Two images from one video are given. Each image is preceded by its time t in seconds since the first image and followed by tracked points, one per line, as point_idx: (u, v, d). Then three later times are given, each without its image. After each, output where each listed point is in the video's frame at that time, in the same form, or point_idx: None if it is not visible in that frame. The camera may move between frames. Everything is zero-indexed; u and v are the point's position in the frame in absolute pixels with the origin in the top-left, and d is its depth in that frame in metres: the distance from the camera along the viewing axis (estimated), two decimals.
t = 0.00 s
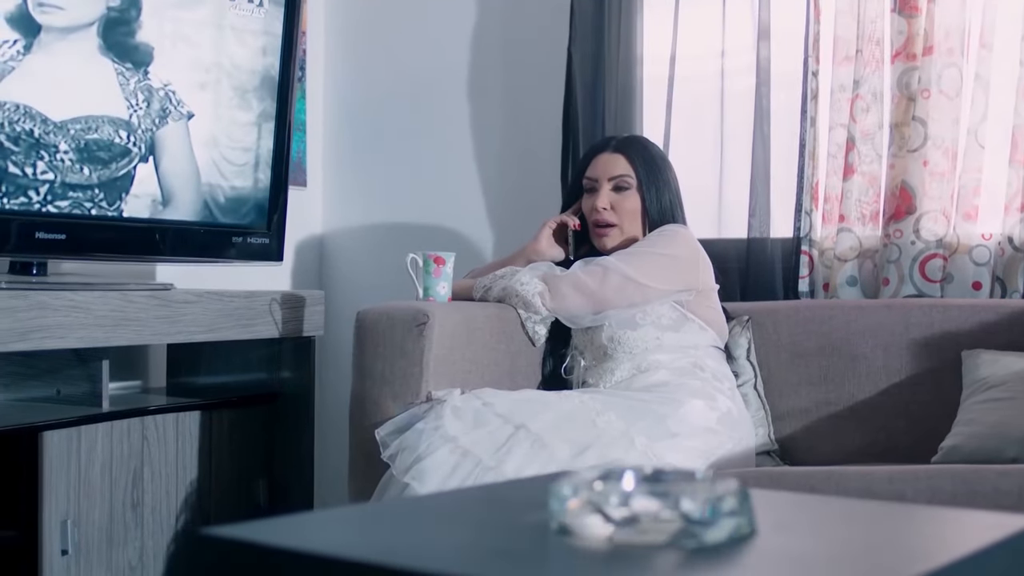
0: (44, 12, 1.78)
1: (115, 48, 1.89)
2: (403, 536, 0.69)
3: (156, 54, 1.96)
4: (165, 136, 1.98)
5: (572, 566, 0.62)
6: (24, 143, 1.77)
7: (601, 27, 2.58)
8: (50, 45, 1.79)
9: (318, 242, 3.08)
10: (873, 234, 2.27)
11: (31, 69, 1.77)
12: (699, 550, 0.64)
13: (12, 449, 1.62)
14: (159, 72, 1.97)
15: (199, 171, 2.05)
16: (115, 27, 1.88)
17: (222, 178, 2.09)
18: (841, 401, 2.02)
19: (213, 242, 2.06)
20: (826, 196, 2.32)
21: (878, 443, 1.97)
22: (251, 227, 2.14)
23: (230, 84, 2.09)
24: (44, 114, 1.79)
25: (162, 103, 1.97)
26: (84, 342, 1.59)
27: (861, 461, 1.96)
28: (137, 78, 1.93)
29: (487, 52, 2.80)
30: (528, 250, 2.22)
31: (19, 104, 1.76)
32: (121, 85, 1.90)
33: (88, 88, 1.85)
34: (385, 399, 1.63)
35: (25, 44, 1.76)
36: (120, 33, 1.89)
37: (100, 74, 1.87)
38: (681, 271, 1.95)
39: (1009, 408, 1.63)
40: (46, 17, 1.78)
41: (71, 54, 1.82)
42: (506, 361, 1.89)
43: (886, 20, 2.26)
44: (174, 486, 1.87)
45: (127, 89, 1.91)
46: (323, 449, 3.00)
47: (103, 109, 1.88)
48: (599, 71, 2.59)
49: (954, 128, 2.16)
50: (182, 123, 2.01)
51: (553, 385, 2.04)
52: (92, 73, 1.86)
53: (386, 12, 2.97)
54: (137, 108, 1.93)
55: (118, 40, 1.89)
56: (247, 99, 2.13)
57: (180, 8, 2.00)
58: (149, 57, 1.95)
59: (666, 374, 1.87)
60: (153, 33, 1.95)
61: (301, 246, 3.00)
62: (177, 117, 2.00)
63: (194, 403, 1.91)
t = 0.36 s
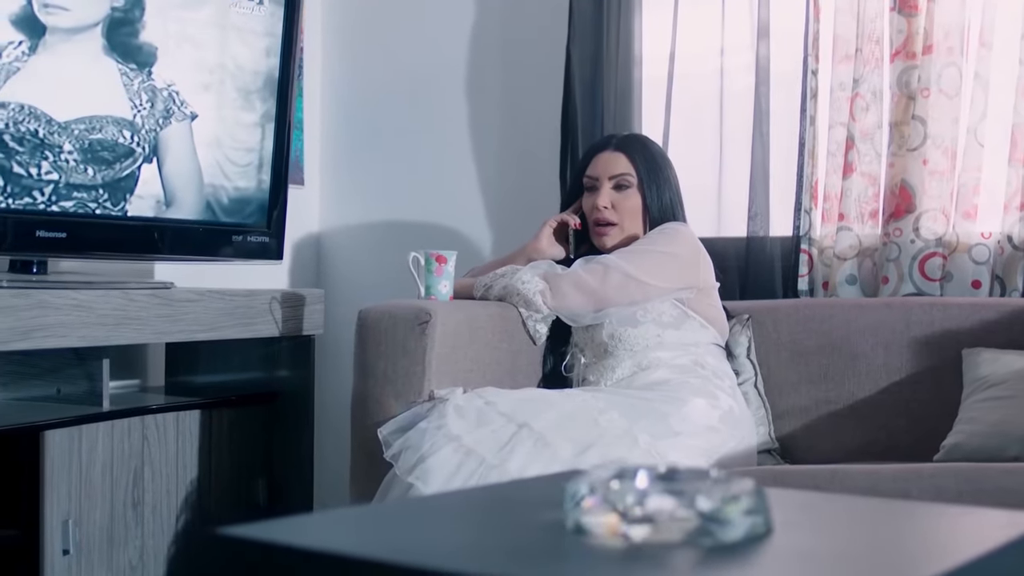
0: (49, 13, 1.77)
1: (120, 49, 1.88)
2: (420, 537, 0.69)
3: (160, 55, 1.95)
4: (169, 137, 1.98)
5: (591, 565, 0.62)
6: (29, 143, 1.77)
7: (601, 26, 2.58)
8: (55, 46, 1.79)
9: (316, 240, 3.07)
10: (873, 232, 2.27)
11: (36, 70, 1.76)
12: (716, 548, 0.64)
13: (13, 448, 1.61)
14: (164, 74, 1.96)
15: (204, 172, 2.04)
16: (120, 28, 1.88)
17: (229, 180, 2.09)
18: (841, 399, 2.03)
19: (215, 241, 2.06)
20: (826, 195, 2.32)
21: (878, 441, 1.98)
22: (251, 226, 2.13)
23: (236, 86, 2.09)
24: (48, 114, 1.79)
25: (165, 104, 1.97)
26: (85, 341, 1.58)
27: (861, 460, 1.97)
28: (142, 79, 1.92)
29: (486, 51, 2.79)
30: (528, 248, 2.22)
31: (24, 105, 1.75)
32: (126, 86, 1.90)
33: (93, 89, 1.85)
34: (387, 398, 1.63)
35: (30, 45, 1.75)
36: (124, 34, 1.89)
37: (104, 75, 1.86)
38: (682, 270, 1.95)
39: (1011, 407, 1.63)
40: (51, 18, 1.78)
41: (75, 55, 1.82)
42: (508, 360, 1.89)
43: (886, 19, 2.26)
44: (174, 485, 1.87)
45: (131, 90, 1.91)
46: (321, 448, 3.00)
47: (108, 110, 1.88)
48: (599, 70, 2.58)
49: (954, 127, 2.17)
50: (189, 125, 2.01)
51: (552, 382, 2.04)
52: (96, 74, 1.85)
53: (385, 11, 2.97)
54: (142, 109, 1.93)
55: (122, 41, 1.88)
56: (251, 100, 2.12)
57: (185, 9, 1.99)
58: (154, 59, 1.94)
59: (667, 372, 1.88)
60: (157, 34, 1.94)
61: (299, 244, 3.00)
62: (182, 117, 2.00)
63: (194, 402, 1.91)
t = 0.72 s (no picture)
0: (52, 13, 1.77)
1: (123, 49, 1.88)
2: (434, 537, 0.69)
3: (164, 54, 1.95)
4: (171, 137, 1.97)
5: (607, 565, 0.61)
6: (31, 142, 1.76)
7: (599, 25, 2.57)
8: (58, 46, 1.78)
9: (313, 239, 3.06)
10: (872, 231, 2.27)
11: (40, 70, 1.76)
12: (731, 547, 0.64)
13: (13, 448, 1.61)
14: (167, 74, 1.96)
15: (206, 171, 2.04)
16: (123, 27, 1.87)
17: (230, 180, 2.08)
18: (841, 398, 2.03)
19: (217, 240, 2.06)
20: (825, 194, 2.33)
21: (878, 440, 1.98)
22: (252, 225, 2.13)
23: (241, 85, 2.09)
24: (52, 113, 1.78)
25: (168, 104, 1.96)
26: (87, 340, 1.58)
27: (862, 458, 1.97)
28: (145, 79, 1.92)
29: (484, 50, 2.79)
30: (529, 246, 2.22)
31: (26, 104, 1.75)
32: (129, 86, 1.89)
33: (96, 89, 1.84)
34: (388, 396, 1.63)
35: (33, 45, 1.75)
36: (127, 34, 1.88)
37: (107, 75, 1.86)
38: (682, 270, 1.96)
39: (1013, 406, 1.64)
40: (55, 18, 1.77)
41: (79, 54, 1.81)
42: (509, 360, 1.89)
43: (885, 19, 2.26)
44: (174, 484, 1.86)
45: (134, 90, 1.90)
46: (319, 446, 3.00)
47: (111, 109, 1.87)
48: (598, 69, 2.58)
49: (953, 126, 2.17)
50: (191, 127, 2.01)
51: (553, 382, 2.03)
52: (99, 74, 1.84)
53: (383, 10, 2.96)
54: (145, 108, 1.92)
55: (125, 40, 1.88)
56: (253, 100, 2.12)
57: (187, 9, 1.99)
58: (157, 59, 1.94)
59: (667, 371, 1.88)
60: (161, 34, 1.94)
61: (296, 243, 2.99)
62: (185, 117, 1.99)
63: (194, 401, 1.90)
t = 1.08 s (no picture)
0: (57, 12, 1.76)
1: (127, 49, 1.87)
2: (446, 540, 0.69)
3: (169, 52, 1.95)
4: (174, 137, 1.97)
5: (622, 564, 0.61)
6: (37, 142, 1.75)
7: (599, 24, 2.57)
8: (63, 45, 1.77)
9: (310, 238, 3.06)
10: (871, 231, 2.28)
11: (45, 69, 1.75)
12: (745, 546, 0.64)
13: (14, 448, 1.60)
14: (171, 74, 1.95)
15: (209, 171, 2.04)
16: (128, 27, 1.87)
17: (237, 179, 2.09)
18: (842, 397, 2.03)
19: (219, 239, 2.05)
20: (825, 193, 2.33)
21: (878, 439, 1.99)
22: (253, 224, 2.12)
23: (242, 79, 2.08)
24: (57, 113, 1.78)
25: (172, 104, 1.96)
26: (89, 340, 1.57)
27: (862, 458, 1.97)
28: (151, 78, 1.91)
29: (483, 49, 2.78)
30: (531, 240, 2.22)
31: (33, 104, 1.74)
32: (134, 86, 1.89)
33: (100, 88, 1.84)
34: (391, 396, 1.62)
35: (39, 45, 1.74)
36: (132, 33, 1.88)
37: (111, 75, 1.85)
38: (683, 270, 1.96)
39: (1014, 405, 1.64)
40: (59, 17, 1.76)
41: (83, 54, 1.81)
42: (510, 359, 1.88)
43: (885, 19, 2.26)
44: (175, 484, 1.86)
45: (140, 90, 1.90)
46: (318, 446, 2.99)
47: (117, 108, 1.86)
48: (598, 68, 2.58)
49: (953, 126, 2.17)
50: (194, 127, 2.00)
51: (553, 381, 2.03)
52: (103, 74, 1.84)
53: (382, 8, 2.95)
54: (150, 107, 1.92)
55: (129, 40, 1.87)
56: (255, 100, 2.11)
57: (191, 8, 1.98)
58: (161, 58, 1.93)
59: (668, 370, 1.88)
60: (165, 33, 1.94)
61: (294, 241, 2.98)
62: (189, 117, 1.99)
63: (194, 401, 1.90)
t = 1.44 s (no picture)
0: (59, 12, 1.76)
1: (127, 49, 1.87)
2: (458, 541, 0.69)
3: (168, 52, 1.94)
4: (173, 137, 1.96)
5: (636, 563, 0.61)
6: (35, 141, 1.75)
7: (596, 24, 2.57)
8: (63, 45, 1.77)
9: (306, 237, 3.05)
10: (869, 231, 2.28)
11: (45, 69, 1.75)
12: (758, 545, 0.64)
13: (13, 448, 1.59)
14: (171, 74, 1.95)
15: (208, 170, 2.03)
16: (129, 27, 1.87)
17: (235, 176, 2.08)
18: (841, 396, 2.03)
19: (219, 237, 2.05)
20: (822, 193, 2.33)
21: (877, 438, 1.99)
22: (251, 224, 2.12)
23: (241, 79, 2.07)
24: (55, 112, 1.77)
25: (171, 103, 1.95)
26: (89, 340, 1.57)
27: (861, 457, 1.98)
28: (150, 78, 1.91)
29: (480, 48, 2.78)
30: (530, 239, 2.22)
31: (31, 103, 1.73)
32: (133, 86, 1.88)
33: (100, 88, 1.83)
34: (391, 396, 1.62)
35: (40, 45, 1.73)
36: (132, 33, 1.87)
37: (110, 75, 1.84)
38: (682, 270, 1.96)
39: (1013, 404, 1.65)
40: (60, 17, 1.76)
41: (82, 53, 1.80)
42: (509, 359, 1.88)
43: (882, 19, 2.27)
44: (174, 484, 1.85)
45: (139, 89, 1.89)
46: (315, 446, 2.98)
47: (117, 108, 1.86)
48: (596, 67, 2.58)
49: (950, 126, 2.18)
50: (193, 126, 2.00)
51: (552, 381, 2.03)
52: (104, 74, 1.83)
53: (379, 8, 2.94)
54: (149, 105, 1.91)
55: (128, 40, 1.86)
56: (255, 99, 2.10)
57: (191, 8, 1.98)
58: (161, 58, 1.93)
59: (667, 370, 1.88)
60: (165, 32, 1.93)
61: (290, 241, 2.97)
62: (189, 117, 1.99)
63: (192, 401, 1.89)
